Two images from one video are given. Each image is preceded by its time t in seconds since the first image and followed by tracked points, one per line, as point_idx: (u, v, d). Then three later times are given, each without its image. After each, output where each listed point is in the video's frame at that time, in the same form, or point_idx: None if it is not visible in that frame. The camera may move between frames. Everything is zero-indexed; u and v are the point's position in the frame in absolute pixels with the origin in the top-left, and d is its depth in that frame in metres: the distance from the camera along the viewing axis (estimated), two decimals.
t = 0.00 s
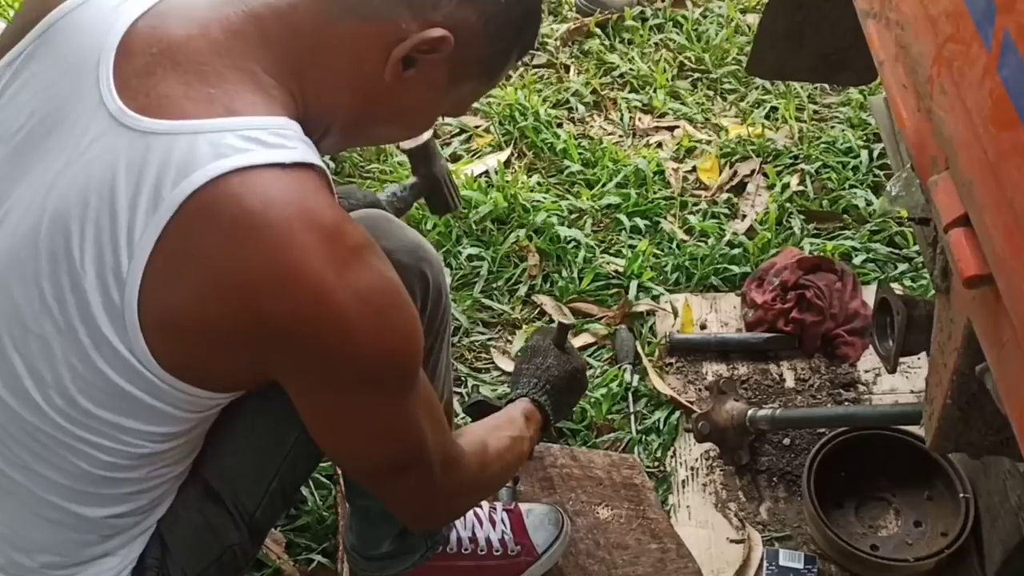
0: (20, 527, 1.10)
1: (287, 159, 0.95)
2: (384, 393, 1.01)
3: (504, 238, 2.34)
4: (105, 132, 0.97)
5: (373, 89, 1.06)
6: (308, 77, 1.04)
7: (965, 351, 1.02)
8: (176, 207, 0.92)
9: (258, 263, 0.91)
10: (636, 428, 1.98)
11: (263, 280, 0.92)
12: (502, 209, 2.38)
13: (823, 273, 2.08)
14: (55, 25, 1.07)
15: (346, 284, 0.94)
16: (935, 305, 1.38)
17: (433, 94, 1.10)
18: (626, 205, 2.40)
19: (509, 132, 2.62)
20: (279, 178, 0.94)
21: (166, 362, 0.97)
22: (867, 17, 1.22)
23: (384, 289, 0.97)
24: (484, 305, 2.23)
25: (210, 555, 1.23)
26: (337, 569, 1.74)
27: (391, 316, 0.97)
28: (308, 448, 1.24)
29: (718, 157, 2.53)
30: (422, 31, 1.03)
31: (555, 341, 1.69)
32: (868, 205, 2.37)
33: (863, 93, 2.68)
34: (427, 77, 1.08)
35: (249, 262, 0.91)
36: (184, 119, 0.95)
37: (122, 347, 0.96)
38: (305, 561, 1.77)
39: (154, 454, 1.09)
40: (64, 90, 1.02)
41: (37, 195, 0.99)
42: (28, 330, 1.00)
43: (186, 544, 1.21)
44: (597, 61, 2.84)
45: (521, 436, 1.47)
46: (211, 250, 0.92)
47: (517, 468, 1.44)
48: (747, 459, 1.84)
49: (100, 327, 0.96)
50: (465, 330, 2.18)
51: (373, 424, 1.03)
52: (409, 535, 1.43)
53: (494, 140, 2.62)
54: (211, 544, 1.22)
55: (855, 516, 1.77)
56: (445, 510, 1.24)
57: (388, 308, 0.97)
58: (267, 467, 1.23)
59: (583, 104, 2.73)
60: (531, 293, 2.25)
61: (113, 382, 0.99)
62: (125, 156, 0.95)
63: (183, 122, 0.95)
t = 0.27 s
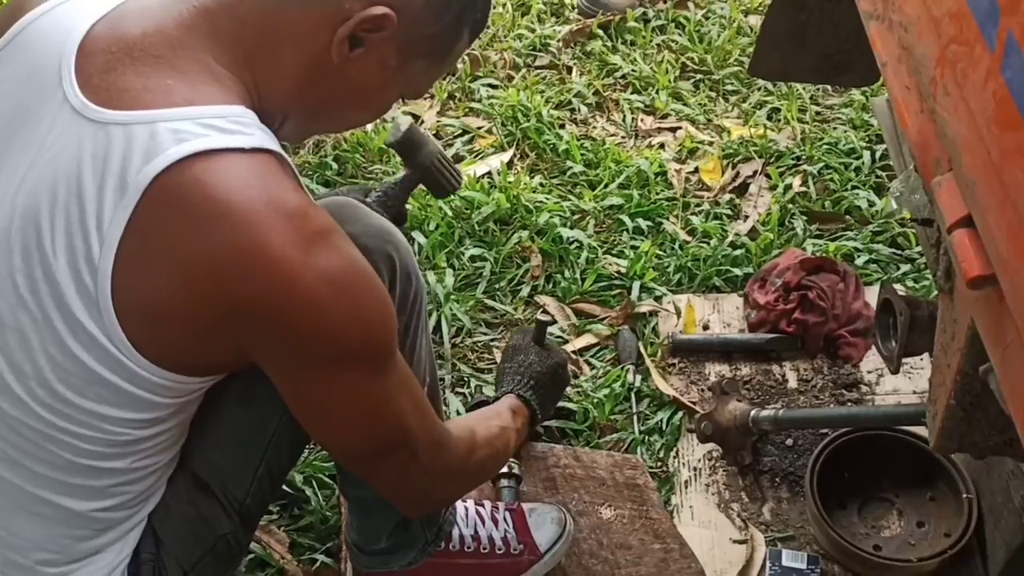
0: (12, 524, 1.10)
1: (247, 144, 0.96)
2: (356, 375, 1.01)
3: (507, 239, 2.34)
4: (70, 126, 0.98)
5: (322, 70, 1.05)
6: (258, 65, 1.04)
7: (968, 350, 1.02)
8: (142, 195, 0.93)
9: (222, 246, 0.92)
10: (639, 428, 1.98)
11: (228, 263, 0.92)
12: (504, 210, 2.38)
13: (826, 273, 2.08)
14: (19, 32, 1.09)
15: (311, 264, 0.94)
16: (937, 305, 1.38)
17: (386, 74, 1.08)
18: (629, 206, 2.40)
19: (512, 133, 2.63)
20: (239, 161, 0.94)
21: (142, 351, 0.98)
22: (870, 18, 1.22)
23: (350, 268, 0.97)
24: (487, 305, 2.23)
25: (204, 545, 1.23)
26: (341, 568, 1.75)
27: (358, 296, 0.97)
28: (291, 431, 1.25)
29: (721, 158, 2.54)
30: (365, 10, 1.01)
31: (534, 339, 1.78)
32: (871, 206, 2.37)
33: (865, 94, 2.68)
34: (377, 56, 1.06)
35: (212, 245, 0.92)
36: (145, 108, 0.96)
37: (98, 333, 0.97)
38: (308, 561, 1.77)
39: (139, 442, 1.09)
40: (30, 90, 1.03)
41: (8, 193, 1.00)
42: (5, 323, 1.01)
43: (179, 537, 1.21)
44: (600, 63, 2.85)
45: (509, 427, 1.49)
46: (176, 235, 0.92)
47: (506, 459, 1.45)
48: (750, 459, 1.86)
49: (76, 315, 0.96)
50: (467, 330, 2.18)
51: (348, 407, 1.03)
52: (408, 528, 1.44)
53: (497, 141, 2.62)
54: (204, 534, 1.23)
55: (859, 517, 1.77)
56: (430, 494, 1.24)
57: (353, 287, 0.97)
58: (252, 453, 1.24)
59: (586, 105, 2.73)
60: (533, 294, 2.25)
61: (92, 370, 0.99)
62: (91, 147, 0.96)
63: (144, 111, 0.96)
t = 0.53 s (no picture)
0: (13, 525, 1.09)
1: (237, 131, 0.96)
2: (353, 359, 1.01)
3: (508, 240, 2.34)
4: (59, 120, 0.98)
5: (306, 62, 1.06)
6: (246, 58, 1.05)
7: (970, 352, 1.02)
8: (136, 186, 0.93)
9: (217, 232, 0.92)
10: (639, 430, 1.98)
11: (224, 250, 0.92)
12: (505, 211, 2.38)
13: (827, 275, 2.08)
14: None
15: (306, 248, 0.94)
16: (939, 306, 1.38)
17: (368, 66, 1.10)
18: (630, 207, 2.40)
19: (513, 134, 2.62)
20: (232, 149, 0.94)
21: (141, 340, 0.98)
22: (872, 19, 1.22)
23: (346, 252, 0.97)
24: (488, 307, 2.23)
25: (205, 539, 1.23)
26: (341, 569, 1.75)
27: (353, 279, 0.97)
28: (290, 419, 1.25)
29: (722, 159, 2.54)
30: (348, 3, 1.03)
31: (518, 338, 1.80)
32: (872, 207, 2.37)
33: (866, 95, 2.68)
34: (359, 49, 1.07)
35: (208, 232, 0.92)
36: (135, 100, 0.96)
37: (97, 324, 0.96)
38: (308, 562, 1.76)
39: (139, 434, 1.09)
40: (14, 89, 1.03)
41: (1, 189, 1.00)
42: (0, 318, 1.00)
43: (180, 532, 1.21)
44: (601, 64, 2.85)
45: (504, 421, 1.50)
46: (171, 223, 0.92)
47: (500, 453, 1.45)
48: (751, 460, 1.85)
49: (74, 307, 0.96)
50: (468, 331, 2.17)
51: (346, 391, 1.03)
52: (407, 526, 1.44)
53: (498, 141, 2.62)
54: (205, 530, 1.23)
55: (859, 518, 1.77)
56: (428, 479, 1.25)
57: (348, 270, 0.97)
58: (253, 442, 1.23)
59: (587, 106, 2.73)
60: (534, 295, 2.25)
61: (92, 361, 0.99)
62: (82, 140, 0.96)
63: (135, 103, 0.96)
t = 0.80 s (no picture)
0: (36, 522, 1.10)
1: (265, 121, 0.96)
2: (383, 347, 1.01)
3: (509, 241, 2.34)
4: (84, 117, 0.97)
5: (325, 48, 1.06)
6: (261, 44, 1.04)
7: (974, 353, 1.02)
8: (169, 179, 0.92)
9: (251, 220, 0.92)
10: (640, 431, 1.98)
11: (257, 238, 0.92)
12: (507, 212, 2.38)
13: (829, 276, 2.08)
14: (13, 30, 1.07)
15: (339, 235, 0.94)
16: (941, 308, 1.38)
17: (386, 51, 1.09)
18: (632, 207, 2.40)
19: (515, 135, 2.62)
20: (262, 138, 0.94)
21: (169, 332, 0.97)
22: (875, 19, 1.22)
23: (377, 237, 0.97)
24: (489, 307, 2.23)
25: (224, 534, 1.23)
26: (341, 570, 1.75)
27: (384, 265, 0.97)
28: (312, 413, 1.25)
29: (724, 160, 2.53)
30: None
31: (511, 338, 1.80)
32: (874, 208, 2.37)
33: (869, 96, 2.68)
34: (379, 34, 1.07)
35: (242, 220, 0.92)
36: (162, 95, 0.95)
37: (127, 321, 0.96)
38: (309, 562, 1.76)
39: (168, 430, 1.09)
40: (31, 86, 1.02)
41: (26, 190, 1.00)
42: (30, 320, 1.01)
43: (201, 527, 1.20)
44: (603, 64, 2.85)
45: (506, 418, 1.50)
46: (203, 213, 0.92)
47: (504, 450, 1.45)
48: (752, 462, 1.85)
49: (105, 304, 0.96)
50: (470, 332, 2.17)
51: (375, 381, 1.03)
52: (411, 526, 1.45)
53: (500, 142, 2.62)
54: (225, 524, 1.22)
55: (861, 520, 1.77)
56: (446, 472, 1.24)
57: (379, 256, 0.97)
58: (276, 434, 1.23)
59: (589, 107, 2.73)
60: (536, 296, 2.25)
61: (123, 358, 0.99)
62: (110, 137, 0.95)
63: (162, 98, 0.95)
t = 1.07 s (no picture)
0: (55, 521, 1.10)
1: (333, 144, 0.95)
2: (429, 371, 1.03)
3: (511, 242, 2.34)
4: (147, 125, 0.96)
5: (404, 75, 1.06)
6: (339, 63, 1.04)
7: (975, 356, 1.02)
8: (233, 196, 0.92)
9: (315, 247, 0.92)
10: (640, 433, 1.98)
11: (320, 264, 0.92)
12: (509, 213, 2.38)
13: (830, 279, 2.07)
14: (73, 27, 1.06)
15: (399, 264, 0.95)
16: (943, 311, 1.38)
17: (463, 79, 1.10)
18: (634, 209, 2.40)
19: (516, 136, 2.62)
20: (329, 162, 0.94)
21: (213, 347, 0.97)
22: (878, 22, 1.22)
23: (433, 267, 0.98)
24: (490, 308, 2.22)
25: (240, 544, 1.22)
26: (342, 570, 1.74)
27: (438, 294, 0.99)
28: (337, 429, 1.25)
29: (726, 162, 2.53)
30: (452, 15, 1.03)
31: (513, 340, 1.79)
32: (876, 211, 2.36)
33: (871, 99, 2.68)
34: (456, 61, 1.08)
35: (305, 246, 0.92)
36: (233, 109, 0.95)
37: (174, 335, 0.96)
38: (309, 563, 1.76)
39: (197, 443, 1.09)
40: (94, 87, 1.01)
41: (76, 190, 0.98)
42: (75, 324, 0.99)
43: (218, 535, 1.20)
44: (605, 65, 2.85)
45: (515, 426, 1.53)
46: (264, 236, 0.92)
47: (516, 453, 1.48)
48: (752, 464, 1.85)
49: (154, 318, 0.96)
50: (471, 333, 2.17)
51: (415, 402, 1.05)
52: (417, 530, 1.44)
53: (501, 143, 2.62)
54: (241, 534, 1.22)
55: (861, 523, 1.77)
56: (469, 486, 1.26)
57: (434, 285, 0.98)
58: (300, 451, 1.23)
59: (590, 108, 2.73)
60: (537, 297, 2.25)
61: (164, 371, 0.99)
62: (173, 147, 0.95)
63: (232, 112, 0.95)
